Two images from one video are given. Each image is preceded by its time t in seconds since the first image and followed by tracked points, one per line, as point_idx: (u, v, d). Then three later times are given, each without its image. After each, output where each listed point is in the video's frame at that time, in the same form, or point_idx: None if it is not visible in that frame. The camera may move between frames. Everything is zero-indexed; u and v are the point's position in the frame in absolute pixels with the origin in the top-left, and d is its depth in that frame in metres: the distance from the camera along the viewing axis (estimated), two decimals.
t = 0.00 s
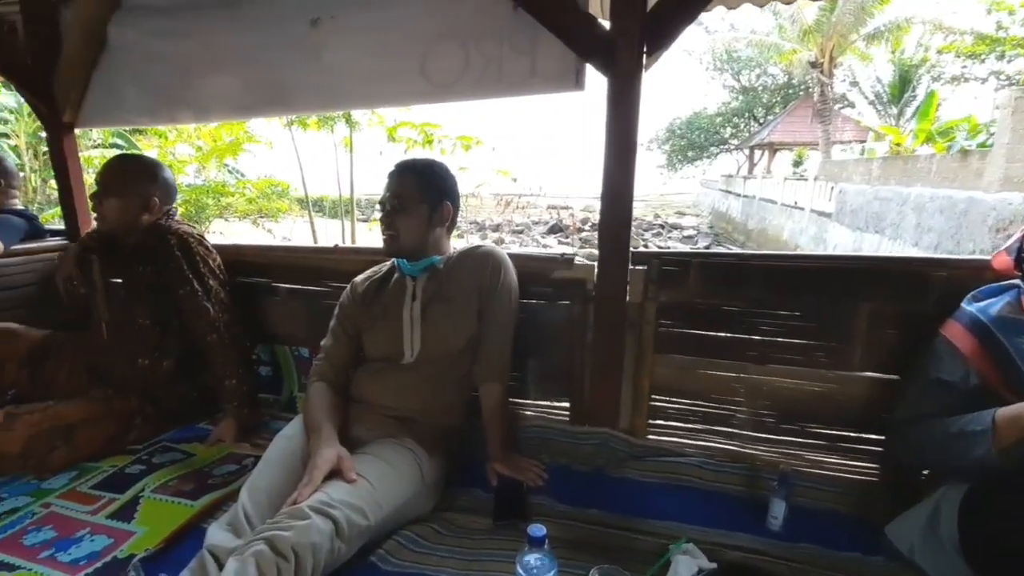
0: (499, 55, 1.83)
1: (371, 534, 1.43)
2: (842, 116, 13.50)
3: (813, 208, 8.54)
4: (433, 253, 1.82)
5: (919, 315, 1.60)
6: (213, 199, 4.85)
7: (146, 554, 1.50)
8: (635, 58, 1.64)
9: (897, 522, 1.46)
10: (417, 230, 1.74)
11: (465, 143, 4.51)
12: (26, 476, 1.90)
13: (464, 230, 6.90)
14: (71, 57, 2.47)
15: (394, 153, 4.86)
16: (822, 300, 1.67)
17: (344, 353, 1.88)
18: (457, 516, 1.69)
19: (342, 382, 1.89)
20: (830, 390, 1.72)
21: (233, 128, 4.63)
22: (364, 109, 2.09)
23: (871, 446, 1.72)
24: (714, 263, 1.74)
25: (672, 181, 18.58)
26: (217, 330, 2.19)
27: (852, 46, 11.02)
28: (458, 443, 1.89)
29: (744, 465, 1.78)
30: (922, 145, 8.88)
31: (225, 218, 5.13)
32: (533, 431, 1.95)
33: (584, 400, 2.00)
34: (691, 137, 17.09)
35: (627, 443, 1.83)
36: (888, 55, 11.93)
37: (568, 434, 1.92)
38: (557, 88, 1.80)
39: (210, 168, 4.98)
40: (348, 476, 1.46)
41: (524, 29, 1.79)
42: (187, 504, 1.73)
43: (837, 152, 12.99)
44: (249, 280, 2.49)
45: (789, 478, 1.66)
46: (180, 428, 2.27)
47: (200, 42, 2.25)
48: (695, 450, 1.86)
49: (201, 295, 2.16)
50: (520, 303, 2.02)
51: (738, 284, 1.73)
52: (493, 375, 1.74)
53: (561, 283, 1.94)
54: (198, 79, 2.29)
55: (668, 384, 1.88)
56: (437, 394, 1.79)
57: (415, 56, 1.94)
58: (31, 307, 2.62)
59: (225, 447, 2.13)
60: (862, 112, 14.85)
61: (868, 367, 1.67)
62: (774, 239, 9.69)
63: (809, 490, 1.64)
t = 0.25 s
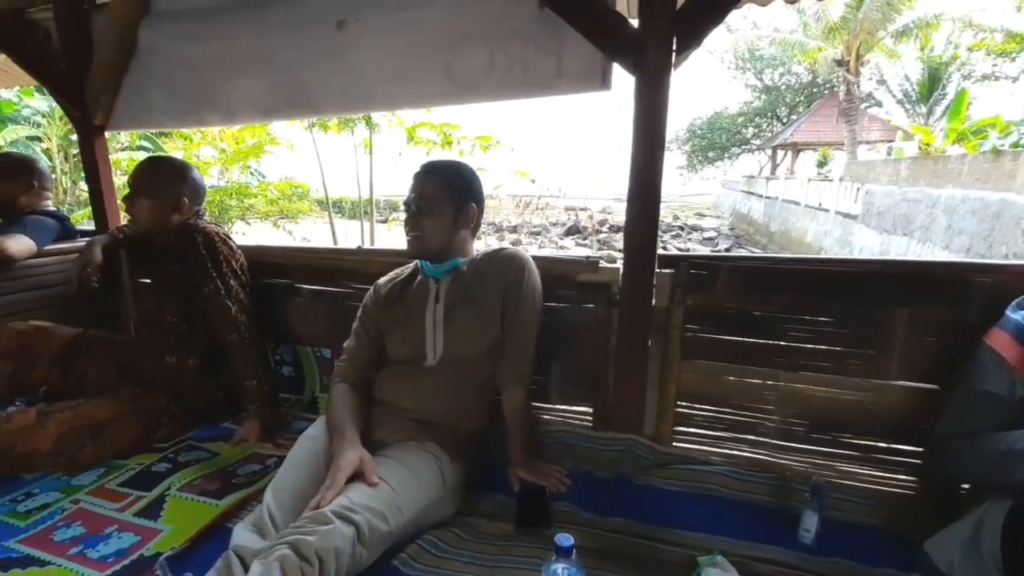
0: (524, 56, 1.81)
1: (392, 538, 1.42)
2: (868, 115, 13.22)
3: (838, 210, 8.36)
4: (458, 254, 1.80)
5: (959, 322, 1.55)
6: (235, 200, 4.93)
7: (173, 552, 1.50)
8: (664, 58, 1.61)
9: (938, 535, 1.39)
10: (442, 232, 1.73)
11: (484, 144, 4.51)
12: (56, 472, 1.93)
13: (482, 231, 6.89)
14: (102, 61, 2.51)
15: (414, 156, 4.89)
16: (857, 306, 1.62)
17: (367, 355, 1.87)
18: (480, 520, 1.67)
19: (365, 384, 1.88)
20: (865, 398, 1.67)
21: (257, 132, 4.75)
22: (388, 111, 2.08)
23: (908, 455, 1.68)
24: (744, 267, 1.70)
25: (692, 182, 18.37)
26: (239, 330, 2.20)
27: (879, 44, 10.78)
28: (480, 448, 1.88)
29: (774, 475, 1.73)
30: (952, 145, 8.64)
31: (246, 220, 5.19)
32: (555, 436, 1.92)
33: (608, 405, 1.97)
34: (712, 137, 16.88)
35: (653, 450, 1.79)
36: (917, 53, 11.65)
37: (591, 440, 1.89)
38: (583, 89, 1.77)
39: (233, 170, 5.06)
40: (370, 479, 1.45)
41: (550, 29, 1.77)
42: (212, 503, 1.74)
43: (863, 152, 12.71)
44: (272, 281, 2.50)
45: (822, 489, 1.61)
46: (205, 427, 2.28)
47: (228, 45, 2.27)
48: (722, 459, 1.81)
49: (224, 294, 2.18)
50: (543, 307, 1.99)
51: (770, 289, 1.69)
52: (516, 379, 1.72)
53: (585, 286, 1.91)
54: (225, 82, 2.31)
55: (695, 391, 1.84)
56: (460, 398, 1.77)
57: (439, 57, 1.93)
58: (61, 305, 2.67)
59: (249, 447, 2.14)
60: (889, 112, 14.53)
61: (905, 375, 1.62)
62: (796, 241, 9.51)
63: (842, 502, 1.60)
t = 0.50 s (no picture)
0: (548, 57, 1.80)
1: (412, 547, 1.41)
2: (894, 112, 12.92)
3: (864, 209, 8.17)
4: (483, 259, 1.80)
5: (999, 328, 1.50)
6: (257, 202, 5.09)
7: (202, 554, 1.52)
8: (692, 58, 1.58)
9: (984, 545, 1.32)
10: (468, 235, 1.73)
11: (501, 144, 4.52)
12: (88, 472, 1.96)
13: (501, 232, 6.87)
14: (132, 68, 2.56)
15: (433, 158, 4.91)
16: (892, 311, 1.58)
17: (391, 359, 1.87)
18: (504, 527, 1.66)
19: (389, 389, 1.88)
20: (901, 408, 1.64)
21: (278, 135, 4.88)
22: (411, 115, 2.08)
23: (945, 469, 1.64)
24: (776, 270, 1.66)
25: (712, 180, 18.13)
26: (265, 332, 2.22)
27: (906, 39, 10.51)
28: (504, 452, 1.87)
29: (805, 485, 1.69)
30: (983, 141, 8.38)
31: (268, 221, 5.33)
32: (578, 441, 1.90)
33: (633, 411, 1.94)
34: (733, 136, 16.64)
35: (679, 458, 1.76)
36: (946, 47, 11.34)
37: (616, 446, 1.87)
38: (609, 90, 1.74)
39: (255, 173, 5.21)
40: (388, 489, 1.44)
41: (576, 30, 1.75)
42: (240, 505, 1.76)
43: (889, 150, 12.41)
44: (296, 285, 2.52)
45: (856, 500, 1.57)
46: (232, 429, 2.31)
47: (254, 50, 2.30)
48: (751, 468, 1.78)
49: (252, 296, 2.20)
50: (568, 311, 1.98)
51: (803, 293, 1.65)
52: (541, 384, 1.70)
53: (611, 290, 1.89)
54: (251, 87, 2.34)
55: (724, 397, 1.81)
56: (485, 403, 1.76)
57: (463, 60, 1.92)
58: (93, 308, 2.73)
59: (274, 449, 2.17)
60: (916, 108, 14.16)
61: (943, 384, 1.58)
62: (820, 241, 9.32)
63: (878, 513, 1.56)
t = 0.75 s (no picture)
0: (579, 59, 1.77)
1: (439, 554, 1.40)
2: (923, 112, 12.60)
3: (892, 212, 7.97)
4: (510, 262, 1.78)
5: None
6: (280, 203, 5.18)
7: (233, 554, 1.52)
8: (728, 60, 1.55)
9: None
10: (496, 238, 1.71)
11: (521, 146, 4.50)
12: (121, 469, 1.99)
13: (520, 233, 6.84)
14: (164, 72, 2.60)
15: (453, 158, 4.96)
16: (934, 320, 1.54)
17: (418, 363, 1.86)
18: (530, 533, 1.64)
19: (415, 393, 1.88)
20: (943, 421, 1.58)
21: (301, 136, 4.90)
22: (438, 117, 2.08)
23: (988, 484, 1.58)
24: (813, 278, 1.63)
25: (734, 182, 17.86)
26: (293, 334, 2.23)
27: (936, 37, 10.22)
28: (530, 458, 1.85)
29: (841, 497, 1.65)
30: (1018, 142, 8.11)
31: (290, 221, 5.42)
32: (607, 447, 1.86)
33: (661, 418, 1.91)
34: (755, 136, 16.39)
35: (709, 466, 1.72)
36: (978, 45, 11.02)
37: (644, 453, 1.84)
38: (639, 92, 1.72)
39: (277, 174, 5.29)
40: (415, 494, 1.43)
41: (608, 31, 1.72)
42: (269, 505, 1.77)
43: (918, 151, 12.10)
44: (323, 287, 2.54)
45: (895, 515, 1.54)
46: (259, 428, 2.33)
47: (283, 54, 2.32)
48: (783, 478, 1.75)
49: (279, 298, 2.22)
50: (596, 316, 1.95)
51: (842, 300, 1.62)
52: (568, 390, 1.68)
53: (640, 295, 1.86)
54: (280, 90, 2.36)
55: (757, 405, 1.78)
56: (512, 408, 1.75)
57: (492, 63, 1.91)
58: (125, 307, 2.79)
59: (301, 450, 2.18)
60: (947, 107, 13.79)
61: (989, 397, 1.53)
62: (844, 244, 9.13)
63: (920, 530, 1.51)
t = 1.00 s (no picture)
0: (610, 62, 1.76)
1: (470, 557, 1.39)
2: (955, 114, 12.27)
3: (921, 216, 7.78)
4: (537, 267, 1.77)
5: None
6: (303, 203, 5.31)
7: (261, 551, 1.54)
8: (764, 62, 1.52)
9: None
10: (523, 242, 1.71)
11: (542, 147, 4.47)
12: (151, 464, 2.03)
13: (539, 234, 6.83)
14: (197, 74, 2.65)
15: (473, 159, 5.02)
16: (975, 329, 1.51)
17: (444, 366, 1.86)
18: (554, 539, 1.63)
19: (441, 395, 1.88)
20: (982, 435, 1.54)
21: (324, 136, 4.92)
22: (466, 120, 2.08)
23: None
24: (848, 286, 1.61)
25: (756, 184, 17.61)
26: (318, 333, 2.24)
27: (970, 37, 9.94)
28: (554, 462, 1.84)
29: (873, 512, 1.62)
30: None
31: (313, 220, 5.56)
32: (632, 455, 1.84)
33: (688, 425, 1.89)
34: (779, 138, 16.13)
35: (737, 476, 1.70)
36: (1014, 46, 10.69)
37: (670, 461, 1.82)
38: (671, 95, 1.70)
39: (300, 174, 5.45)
40: (448, 496, 1.42)
41: (640, 34, 1.71)
42: (295, 504, 1.79)
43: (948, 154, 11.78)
44: (348, 287, 2.56)
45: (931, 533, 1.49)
46: (284, 426, 2.36)
47: (314, 57, 2.34)
48: (813, 490, 1.71)
49: (305, 297, 2.24)
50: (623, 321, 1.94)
51: (879, 309, 1.59)
52: (595, 396, 1.67)
53: (669, 301, 1.84)
54: (311, 92, 2.39)
55: (787, 415, 1.75)
56: (538, 413, 1.74)
57: (521, 66, 1.91)
58: (156, 304, 2.84)
59: (325, 449, 2.19)
60: (979, 109, 13.41)
61: None
62: (871, 249, 8.86)
63: (955, 548, 1.47)
